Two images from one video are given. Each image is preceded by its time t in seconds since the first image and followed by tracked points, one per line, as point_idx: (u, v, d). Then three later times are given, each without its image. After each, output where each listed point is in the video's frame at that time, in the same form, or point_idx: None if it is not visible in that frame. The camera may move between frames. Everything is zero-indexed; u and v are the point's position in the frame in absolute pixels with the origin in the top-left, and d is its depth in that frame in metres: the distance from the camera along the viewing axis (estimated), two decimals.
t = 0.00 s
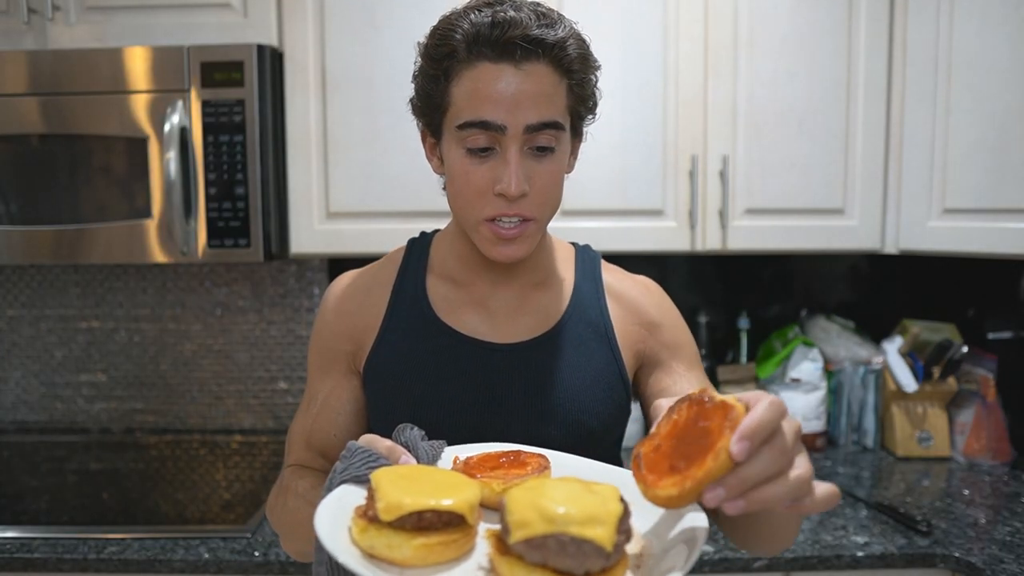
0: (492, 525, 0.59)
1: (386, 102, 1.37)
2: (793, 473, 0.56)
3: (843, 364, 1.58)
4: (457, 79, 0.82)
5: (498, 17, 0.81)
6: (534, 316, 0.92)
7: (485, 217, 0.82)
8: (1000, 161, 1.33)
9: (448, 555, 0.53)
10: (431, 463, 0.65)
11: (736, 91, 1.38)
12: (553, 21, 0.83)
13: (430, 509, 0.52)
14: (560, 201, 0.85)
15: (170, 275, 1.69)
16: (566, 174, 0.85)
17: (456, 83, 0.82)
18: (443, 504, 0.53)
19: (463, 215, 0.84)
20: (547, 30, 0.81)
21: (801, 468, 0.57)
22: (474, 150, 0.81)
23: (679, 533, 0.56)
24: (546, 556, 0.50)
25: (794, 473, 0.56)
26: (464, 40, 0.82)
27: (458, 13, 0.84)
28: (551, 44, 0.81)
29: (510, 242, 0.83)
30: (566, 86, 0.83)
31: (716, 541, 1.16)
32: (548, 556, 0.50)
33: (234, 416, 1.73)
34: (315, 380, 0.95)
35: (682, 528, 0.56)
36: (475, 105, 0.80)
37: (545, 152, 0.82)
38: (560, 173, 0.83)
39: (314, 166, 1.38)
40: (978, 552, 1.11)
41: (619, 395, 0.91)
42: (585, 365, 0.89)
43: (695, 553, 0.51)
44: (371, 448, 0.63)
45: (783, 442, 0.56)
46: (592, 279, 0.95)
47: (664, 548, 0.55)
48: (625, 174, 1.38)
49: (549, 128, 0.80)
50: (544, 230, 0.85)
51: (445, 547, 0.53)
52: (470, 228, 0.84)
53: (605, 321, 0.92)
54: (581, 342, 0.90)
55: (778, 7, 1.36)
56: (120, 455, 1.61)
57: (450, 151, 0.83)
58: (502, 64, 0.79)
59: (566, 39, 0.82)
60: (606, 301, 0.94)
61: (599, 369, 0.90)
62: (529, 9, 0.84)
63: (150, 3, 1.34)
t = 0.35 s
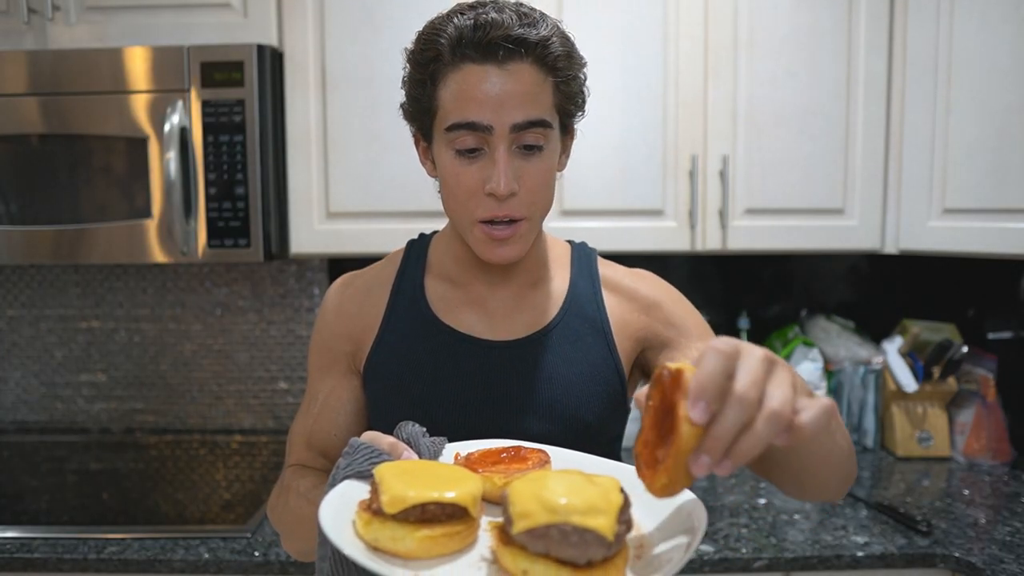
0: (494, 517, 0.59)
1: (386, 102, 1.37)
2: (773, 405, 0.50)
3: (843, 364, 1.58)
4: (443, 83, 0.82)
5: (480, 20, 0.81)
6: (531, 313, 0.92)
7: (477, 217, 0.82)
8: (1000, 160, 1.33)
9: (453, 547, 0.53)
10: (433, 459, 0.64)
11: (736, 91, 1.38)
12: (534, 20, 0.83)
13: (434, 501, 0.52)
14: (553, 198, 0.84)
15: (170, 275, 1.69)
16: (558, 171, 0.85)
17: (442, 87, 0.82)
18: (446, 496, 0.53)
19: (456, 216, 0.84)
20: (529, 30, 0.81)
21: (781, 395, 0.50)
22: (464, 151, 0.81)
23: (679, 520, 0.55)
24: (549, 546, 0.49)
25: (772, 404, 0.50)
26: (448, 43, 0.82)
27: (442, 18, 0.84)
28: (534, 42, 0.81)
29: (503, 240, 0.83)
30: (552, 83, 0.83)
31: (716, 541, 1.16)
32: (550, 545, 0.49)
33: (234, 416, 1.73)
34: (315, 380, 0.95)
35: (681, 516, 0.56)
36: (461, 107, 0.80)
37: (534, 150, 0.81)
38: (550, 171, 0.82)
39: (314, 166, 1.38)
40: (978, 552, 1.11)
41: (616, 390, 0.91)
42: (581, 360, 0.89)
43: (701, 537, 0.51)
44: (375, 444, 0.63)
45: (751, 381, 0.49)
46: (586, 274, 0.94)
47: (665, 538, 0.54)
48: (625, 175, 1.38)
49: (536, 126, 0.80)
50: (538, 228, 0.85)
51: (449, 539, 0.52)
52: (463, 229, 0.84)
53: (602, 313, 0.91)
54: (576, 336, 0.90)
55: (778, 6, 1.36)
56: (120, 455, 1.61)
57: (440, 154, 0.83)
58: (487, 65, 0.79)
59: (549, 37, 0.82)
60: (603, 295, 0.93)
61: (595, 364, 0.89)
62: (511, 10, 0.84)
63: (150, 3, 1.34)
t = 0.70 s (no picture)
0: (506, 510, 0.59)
1: (387, 102, 1.37)
2: (646, 346, 0.44)
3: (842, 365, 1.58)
4: (445, 85, 0.82)
5: (482, 23, 0.81)
6: (530, 311, 0.92)
7: (478, 217, 0.82)
8: (1000, 161, 1.33)
9: (464, 541, 0.52)
10: (440, 454, 0.64)
11: (737, 91, 1.38)
12: (536, 25, 0.83)
13: (447, 496, 0.52)
14: (553, 200, 0.85)
15: (170, 275, 1.69)
16: (558, 173, 0.85)
17: (444, 88, 0.82)
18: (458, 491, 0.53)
19: (457, 217, 0.84)
20: (530, 34, 0.81)
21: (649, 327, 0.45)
22: (465, 153, 0.81)
23: (683, 510, 0.55)
24: (561, 539, 0.48)
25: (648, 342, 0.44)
26: (450, 46, 0.82)
27: (444, 20, 0.84)
28: (536, 47, 0.81)
29: (504, 241, 0.83)
30: (554, 87, 0.83)
31: (716, 541, 1.16)
32: (563, 538, 0.48)
33: (234, 416, 1.73)
34: (317, 379, 0.95)
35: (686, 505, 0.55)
36: (463, 109, 0.80)
37: (535, 152, 0.81)
38: (551, 172, 0.82)
39: (314, 166, 1.38)
40: (978, 552, 1.11)
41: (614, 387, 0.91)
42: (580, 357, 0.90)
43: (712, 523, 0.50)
44: (383, 440, 0.63)
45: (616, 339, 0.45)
46: (582, 269, 0.94)
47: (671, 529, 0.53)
48: (625, 175, 1.38)
49: (538, 129, 0.80)
50: (538, 230, 0.85)
51: (462, 534, 0.52)
52: (464, 229, 0.84)
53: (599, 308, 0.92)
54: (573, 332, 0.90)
55: (779, 7, 1.36)
56: (120, 455, 1.61)
57: (441, 155, 0.83)
58: (489, 68, 0.80)
59: (550, 41, 0.82)
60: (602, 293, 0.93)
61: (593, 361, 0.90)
62: (513, 14, 0.84)
63: (151, 3, 1.34)
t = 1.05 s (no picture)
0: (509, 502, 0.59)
1: (387, 102, 1.37)
2: (578, 376, 0.46)
3: (843, 364, 1.60)
4: (430, 91, 0.82)
5: (463, 27, 0.81)
6: (525, 310, 0.91)
7: (469, 220, 0.82)
8: (1000, 161, 1.34)
9: (468, 532, 0.52)
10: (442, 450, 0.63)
11: (736, 91, 1.38)
12: (516, 25, 0.82)
13: (449, 489, 0.52)
14: (543, 199, 0.85)
15: (170, 275, 1.69)
16: (547, 172, 0.85)
17: (429, 94, 0.82)
18: (461, 483, 0.52)
19: (449, 220, 0.84)
20: (511, 35, 0.81)
21: (577, 354, 0.46)
22: (452, 157, 0.81)
23: (681, 496, 0.53)
24: (562, 526, 0.47)
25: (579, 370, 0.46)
26: (432, 52, 0.82)
27: (425, 26, 0.84)
28: (517, 48, 0.80)
29: (495, 242, 0.83)
30: (538, 87, 0.82)
31: (716, 541, 1.15)
32: (564, 526, 0.47)
33: (234, 416, 1.73)
34: (319, 381, 0.95)
35: (684, 492, 0.53)
36: (448, 114, 0.80)
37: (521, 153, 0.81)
38: (539, 172, 0.82)
39: (314, 166, 1.38)
40: (978, 552, 1.11)
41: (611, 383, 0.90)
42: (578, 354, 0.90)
43: (709, 513, 0.47)
44: (386, 438, 0.64)
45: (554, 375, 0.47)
46: (577, 265, 0.94)
47: (669, 518, 0.51)
48: (625, 175, 1.38)
49: (523, 130, 0.80)
50: (530, 229, 0.85)
51: (465, 525, 0.52)
52: (456, 232, 0.85)
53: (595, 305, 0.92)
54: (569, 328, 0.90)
55: (778, 7, 1.36)
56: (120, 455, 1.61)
57: (430, 160, 0.84)
58: (471, 73, 0.79)
59: (532, 41, 0.82)
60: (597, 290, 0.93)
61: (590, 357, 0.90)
62: (494, 15, 0.83)
63: (151, 3, 1.34)
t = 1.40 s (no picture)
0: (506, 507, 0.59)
1: (387, 101, 1.36)
2: (571, 393, 0.45)
3: (843, 364, 1.60)
4: (428, 92, 0.82)
5: (461, 28, 0.81)
6: (524, 311, 0.91)
7: (467, 222, 0.82)
8: (999, 161, 1.34)
9: (467, 538, 0.52)
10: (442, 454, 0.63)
11: (736, 91, 1.38)
12: (515, 26, 0.82)
13: (448, 495, 0.52)
14: (542, 200, 0.84)
15: (170, 275, 1.69)
16: (545, 172, 0.84)
17: (428, 95, 0.82)
18: (459, 489, 0.52)
19: (448, 221, 0.84)
20: (510, 36, 0.81)
21: (573, 371, 0.46)
22: (451, 157, 0.81)
23: (680, 501, 0.54)
24: (558, 535, 0.48)
25: (574, 387, 0.45)
26: (431, 53, 0.82)
27: (424, 27, 0.84)
28: (515, 49, 0.80)
29: (494, 244, 0.83)
30: (537, 88, 0.82)
31: (716, 541, 1.15)
32: (559, 535, 0.47)
33: (234, 416, 1.73)
34: (320, 380, 0.95)
35: (682, 498, 0.54)
36: (446, 115, 0.80)
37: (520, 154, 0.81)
38: (537, 173, 0.82)
39: (314, 166, 1.38)
40: (978, 552, 1.11)
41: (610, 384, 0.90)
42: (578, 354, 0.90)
43: (705, 523, 0.48)
44: (386, 441, 0.63)
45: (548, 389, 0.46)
46: (574, 265, 0.94)
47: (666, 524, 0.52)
48: (625, 175, 1.38)
49: (521, 130, 0.80)
50: (528, 229, 0.85)
51: (462, 532, 0.52)
52: (455, 233, 0.85)
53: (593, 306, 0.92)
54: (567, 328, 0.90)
55: (778, 8, 1.36)
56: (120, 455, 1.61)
57: (429, 160, 0.84)
58: (470, 73, 0.79)
59: (531, 42, 0.82)
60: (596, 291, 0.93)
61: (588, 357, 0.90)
62: (492, 16, 0.83)
63: (151, 3, 1.34)
